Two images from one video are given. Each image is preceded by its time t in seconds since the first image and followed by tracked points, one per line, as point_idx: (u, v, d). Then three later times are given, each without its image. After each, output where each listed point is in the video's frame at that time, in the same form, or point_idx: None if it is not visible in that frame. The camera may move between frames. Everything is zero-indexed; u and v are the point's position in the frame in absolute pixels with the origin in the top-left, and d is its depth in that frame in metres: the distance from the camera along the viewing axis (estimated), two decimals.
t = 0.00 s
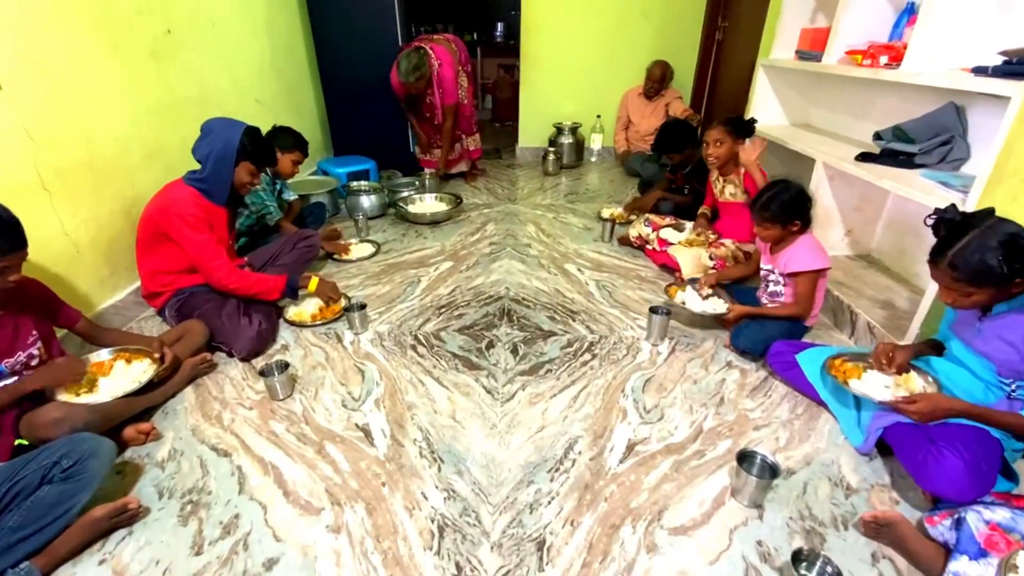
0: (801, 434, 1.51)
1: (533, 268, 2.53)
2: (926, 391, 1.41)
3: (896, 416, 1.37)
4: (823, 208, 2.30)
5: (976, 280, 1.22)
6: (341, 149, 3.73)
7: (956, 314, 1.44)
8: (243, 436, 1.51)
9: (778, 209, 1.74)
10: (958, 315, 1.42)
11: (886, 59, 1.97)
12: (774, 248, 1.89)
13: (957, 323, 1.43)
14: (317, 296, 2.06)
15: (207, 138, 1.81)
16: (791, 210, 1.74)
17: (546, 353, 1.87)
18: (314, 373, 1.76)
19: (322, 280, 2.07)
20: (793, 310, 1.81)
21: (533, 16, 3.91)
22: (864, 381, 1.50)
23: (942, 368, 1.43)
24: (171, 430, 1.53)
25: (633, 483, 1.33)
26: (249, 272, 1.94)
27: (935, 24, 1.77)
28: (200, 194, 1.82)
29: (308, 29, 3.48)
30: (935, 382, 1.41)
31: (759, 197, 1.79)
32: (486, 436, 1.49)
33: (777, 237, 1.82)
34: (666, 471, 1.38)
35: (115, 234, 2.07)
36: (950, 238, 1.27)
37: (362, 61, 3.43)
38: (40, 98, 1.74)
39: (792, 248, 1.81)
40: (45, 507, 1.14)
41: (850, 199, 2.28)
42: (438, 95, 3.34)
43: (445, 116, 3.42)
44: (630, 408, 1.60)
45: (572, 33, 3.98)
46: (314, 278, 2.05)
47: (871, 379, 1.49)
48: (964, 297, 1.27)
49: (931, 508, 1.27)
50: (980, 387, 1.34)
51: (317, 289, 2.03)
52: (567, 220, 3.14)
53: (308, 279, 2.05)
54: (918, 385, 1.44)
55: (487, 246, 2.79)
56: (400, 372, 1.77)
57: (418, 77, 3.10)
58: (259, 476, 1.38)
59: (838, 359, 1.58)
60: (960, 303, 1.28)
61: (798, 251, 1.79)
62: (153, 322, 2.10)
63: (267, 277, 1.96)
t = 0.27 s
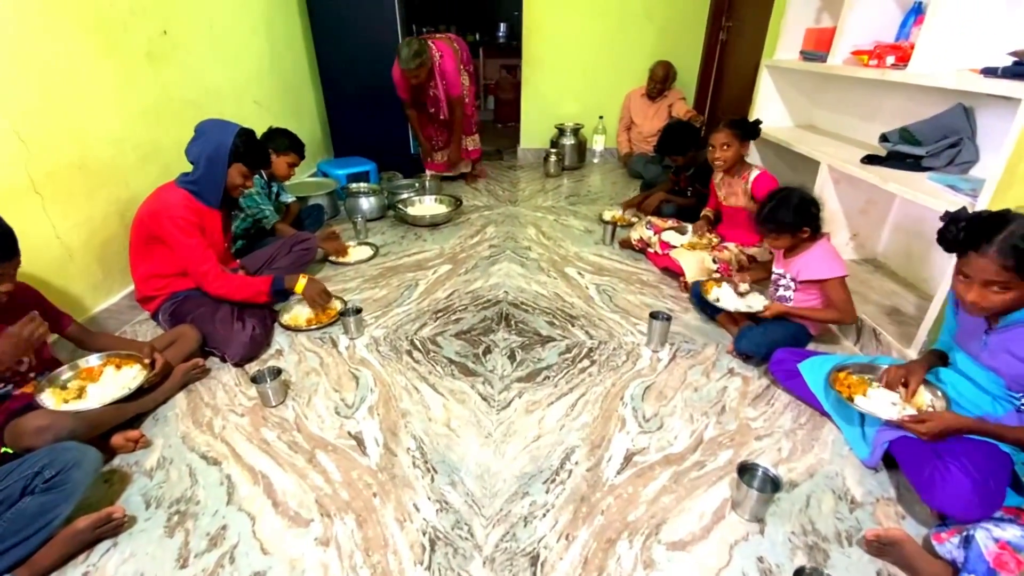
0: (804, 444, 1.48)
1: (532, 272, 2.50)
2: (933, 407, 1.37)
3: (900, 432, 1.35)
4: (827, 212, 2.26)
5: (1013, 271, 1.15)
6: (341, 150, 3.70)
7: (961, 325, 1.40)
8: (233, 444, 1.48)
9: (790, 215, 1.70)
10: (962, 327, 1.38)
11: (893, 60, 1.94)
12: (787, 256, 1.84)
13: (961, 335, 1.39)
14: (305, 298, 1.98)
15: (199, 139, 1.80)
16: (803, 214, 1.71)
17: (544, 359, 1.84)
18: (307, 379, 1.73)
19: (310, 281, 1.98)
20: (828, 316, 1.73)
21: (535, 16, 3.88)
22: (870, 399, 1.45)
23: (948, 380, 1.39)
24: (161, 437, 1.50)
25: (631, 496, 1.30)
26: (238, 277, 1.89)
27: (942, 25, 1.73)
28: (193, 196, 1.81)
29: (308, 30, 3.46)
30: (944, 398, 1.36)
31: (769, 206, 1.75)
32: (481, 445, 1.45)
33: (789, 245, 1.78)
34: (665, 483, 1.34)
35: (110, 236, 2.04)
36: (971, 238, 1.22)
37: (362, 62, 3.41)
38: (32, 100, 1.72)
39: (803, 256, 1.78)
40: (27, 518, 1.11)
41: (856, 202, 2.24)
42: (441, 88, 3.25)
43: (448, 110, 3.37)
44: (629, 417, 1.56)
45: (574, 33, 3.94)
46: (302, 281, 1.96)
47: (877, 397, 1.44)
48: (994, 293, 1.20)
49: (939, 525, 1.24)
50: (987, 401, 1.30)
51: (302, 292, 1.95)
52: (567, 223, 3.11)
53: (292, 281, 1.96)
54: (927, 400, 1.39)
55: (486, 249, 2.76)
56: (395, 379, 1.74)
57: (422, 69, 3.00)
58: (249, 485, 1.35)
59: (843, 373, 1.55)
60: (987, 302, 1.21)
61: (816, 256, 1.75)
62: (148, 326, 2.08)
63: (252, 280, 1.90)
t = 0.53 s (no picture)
0: (806, 452, 1.45)
1: (531, 274, 2.47)
2: (938, 415, 1.34)
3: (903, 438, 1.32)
4: (830, 213, 2.23)
5: None
6: (341, 151, 3.68)
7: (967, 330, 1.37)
8: (226, 449, 1.46)
9: (786, 228, 1.68)
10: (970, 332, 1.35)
11: (897, 60, 1.91)
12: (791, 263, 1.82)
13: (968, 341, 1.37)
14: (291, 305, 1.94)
15: (191, 140, 1.77)
16: (801, 224, 1.69)
17: (541, 363, 1.81)
18: (302, 383, 1.71)
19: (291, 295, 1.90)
20: (844, 318, 1.71)
21: (535, 16, 3.85)
22: (875, 404, 1.43)
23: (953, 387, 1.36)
24: (152, 442, 1.48)
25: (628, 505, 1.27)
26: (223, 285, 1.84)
27: (948, 23, 1.70)
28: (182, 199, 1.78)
29: (307, 29, 3.44)
30: (949, 406, 1.34)
31: (768, 218, 1.73)
32: (476, 451, 1.43)
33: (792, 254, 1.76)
34: (663, 491, 1.32)
35: (104, 238, 2.03)
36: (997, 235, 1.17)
37: (362, 61, 3.39)
38: (25, 101, 1.70)
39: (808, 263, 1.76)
40: (12, 527, 1.09)
41: (859, 204, 2.21)
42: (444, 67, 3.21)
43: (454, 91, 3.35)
44: (627, 423, 1.54)
45: (575, 32, 3.91)
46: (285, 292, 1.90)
47: (881, 403, 1.42)
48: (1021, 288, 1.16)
49: (942, 536, 1.21)
50: (994, 408, 1.27)
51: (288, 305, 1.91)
52: (568, 224, 3.08)
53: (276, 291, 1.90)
54: (931, 408, 1.36)
55: (485, 250, 2.73)
56: (391, 383, 1.71)
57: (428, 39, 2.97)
58: (240, 492, 1.33)
59: (847, 377, 1.52)
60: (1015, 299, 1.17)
61: (821, 261, 1.73)
62: (143, 329, 2.06)
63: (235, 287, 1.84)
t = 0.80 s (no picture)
0: (809, 457, 1.43)
1: (531, 275, 2.45)
2: (951, 418, 1.32)
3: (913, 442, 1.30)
4: (833, 214, 2.21)
5: None
6: (340, 150, 3.66)
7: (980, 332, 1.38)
8: (221, 454, 1.44)
9: (782, 229, 1.66)
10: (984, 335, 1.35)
11: (901, 58, 1.88)
12: (790, 264, 1.80)
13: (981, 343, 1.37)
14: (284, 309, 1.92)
15: (182, 142, 1.74)
16: (799, 224, 1.66)
17: (541, 366, 1.79)
18: (298, 386, 1.69)
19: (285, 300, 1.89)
20: (845, 316, 1.70)
21: (535, 15, 3.82)
22: (886, 407, 1.41)
23: (966, 390, 1.36)
24: (147, 447, 1.46)
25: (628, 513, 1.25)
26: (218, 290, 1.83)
27: (953, 22, 1.67)
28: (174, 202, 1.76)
29: (306, 28, 3.42)
30: (963, 411, 1.31)
31: (765, 220, 1.70)
32: (474, 457, 1.41)
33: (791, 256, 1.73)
34: (664, 498, 1.30)
35: (99, 239, 2.01)
36: (1018, 230, 1.15)
37: (360, 60, 3.36)
38: (18, 101, 1.68)
39: (808, 264, 1.73)
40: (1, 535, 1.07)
41: (863, 205, 2.18)
42: (450, 37, 3.15)
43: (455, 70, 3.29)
44: (627, 428, 1.52)
45: (575, 30, 3.89)
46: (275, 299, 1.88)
47: (892, 405, 1.41)
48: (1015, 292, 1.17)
49: (949, 543, 1.19)
50: (1007, 412, 1.27)
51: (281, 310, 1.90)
52: (568, 224, 3.06)
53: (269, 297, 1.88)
54: (944, 412, 1.35)
55: (485, 251, 2.71)
56: (388, 386, 1.69)
57: None
58: (234, 498, 1.31)
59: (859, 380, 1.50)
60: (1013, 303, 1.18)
61: (820, 262, 1.71)
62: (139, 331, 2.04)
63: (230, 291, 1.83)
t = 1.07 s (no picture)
0: (818, 467, 1.40)
1: (531, 277, 2.41)
2: (963, 426, 1.29)
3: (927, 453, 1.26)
4: (837, 215, 2.17)
5: None
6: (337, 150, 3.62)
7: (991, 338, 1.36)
8: (213, 464, 1.40)
9: (780, 232, 1.63)
10: (997, 340, 1.34)
11: (910, 57, 1.85)
12: (792, 268, 1.76)
13: (992, 350, 1.36)
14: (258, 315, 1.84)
15: (165, 143, 1.63)
16: (799, 227, 1.63)
17: (541, 371, 1.75)
18: (294, 393, 1.65)
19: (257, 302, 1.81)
20: (850, 319, 1.67)
21: (535, 13, 3.78)
22: (894, 416, 1.38)
23: (976, 397, 1.34)
24: (137, 456, 1.42)
25: (632, 527, 1.21)
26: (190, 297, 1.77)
27: (964, 19, 1.64)
28: (153, 206, 1.66)
29: (302, 26, 3.37)
30: (974, 419, 1.29)
31: (766, 223, 1.66)
32: (474, 467, 1.37)
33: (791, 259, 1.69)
34: (670, 509, 1.26)
35: (90, 242, 1.96)
36: None
37: (358, 58, 3.32)
38: (4, 100, 1.63)
39: (812, 266, 1.69)
40: None
41: (868, 206, 2.15)
42: (460, 10, 3.18)
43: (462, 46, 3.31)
44: (631, 436, 1.48)
45: (575, 28, 3.84)
46: (246, 301, 1.80)
47: (900, 416, 1.36)
48: None
49: (964, 559, 1.15)
50: (1017, 418, 1.25)
51: (253, 314, 1.80)
52: (568, 225, 3.02)
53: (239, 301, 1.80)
54: (954, 420, 1.32)
55: (484, 252, 2.67)
56: (385, 392, 1.65)
57: None
58: (227, 511, 1.27)
59: (865, 388, 1.46)
60: None
61: (823, 265, 1.67)
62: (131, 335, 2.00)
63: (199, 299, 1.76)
